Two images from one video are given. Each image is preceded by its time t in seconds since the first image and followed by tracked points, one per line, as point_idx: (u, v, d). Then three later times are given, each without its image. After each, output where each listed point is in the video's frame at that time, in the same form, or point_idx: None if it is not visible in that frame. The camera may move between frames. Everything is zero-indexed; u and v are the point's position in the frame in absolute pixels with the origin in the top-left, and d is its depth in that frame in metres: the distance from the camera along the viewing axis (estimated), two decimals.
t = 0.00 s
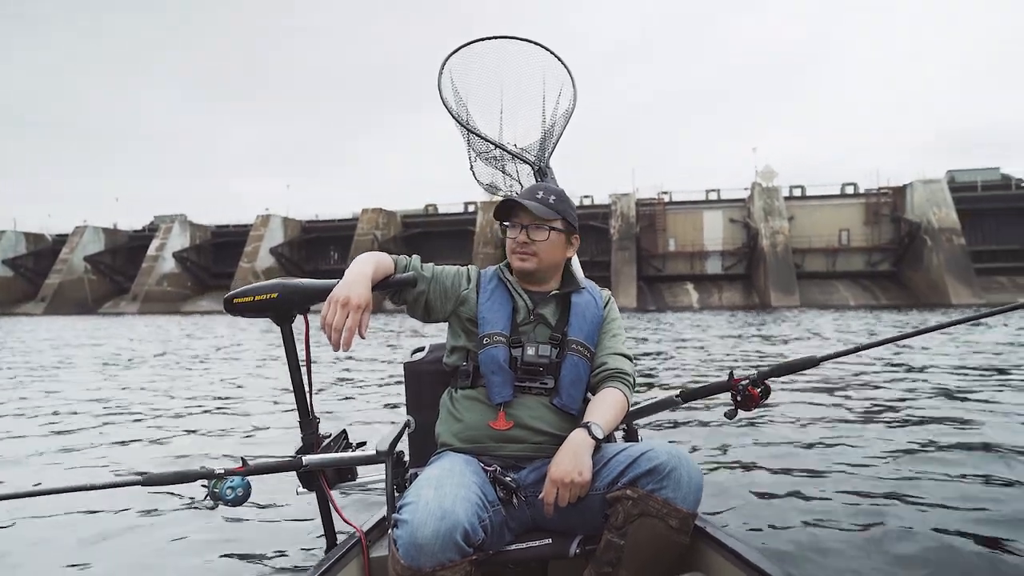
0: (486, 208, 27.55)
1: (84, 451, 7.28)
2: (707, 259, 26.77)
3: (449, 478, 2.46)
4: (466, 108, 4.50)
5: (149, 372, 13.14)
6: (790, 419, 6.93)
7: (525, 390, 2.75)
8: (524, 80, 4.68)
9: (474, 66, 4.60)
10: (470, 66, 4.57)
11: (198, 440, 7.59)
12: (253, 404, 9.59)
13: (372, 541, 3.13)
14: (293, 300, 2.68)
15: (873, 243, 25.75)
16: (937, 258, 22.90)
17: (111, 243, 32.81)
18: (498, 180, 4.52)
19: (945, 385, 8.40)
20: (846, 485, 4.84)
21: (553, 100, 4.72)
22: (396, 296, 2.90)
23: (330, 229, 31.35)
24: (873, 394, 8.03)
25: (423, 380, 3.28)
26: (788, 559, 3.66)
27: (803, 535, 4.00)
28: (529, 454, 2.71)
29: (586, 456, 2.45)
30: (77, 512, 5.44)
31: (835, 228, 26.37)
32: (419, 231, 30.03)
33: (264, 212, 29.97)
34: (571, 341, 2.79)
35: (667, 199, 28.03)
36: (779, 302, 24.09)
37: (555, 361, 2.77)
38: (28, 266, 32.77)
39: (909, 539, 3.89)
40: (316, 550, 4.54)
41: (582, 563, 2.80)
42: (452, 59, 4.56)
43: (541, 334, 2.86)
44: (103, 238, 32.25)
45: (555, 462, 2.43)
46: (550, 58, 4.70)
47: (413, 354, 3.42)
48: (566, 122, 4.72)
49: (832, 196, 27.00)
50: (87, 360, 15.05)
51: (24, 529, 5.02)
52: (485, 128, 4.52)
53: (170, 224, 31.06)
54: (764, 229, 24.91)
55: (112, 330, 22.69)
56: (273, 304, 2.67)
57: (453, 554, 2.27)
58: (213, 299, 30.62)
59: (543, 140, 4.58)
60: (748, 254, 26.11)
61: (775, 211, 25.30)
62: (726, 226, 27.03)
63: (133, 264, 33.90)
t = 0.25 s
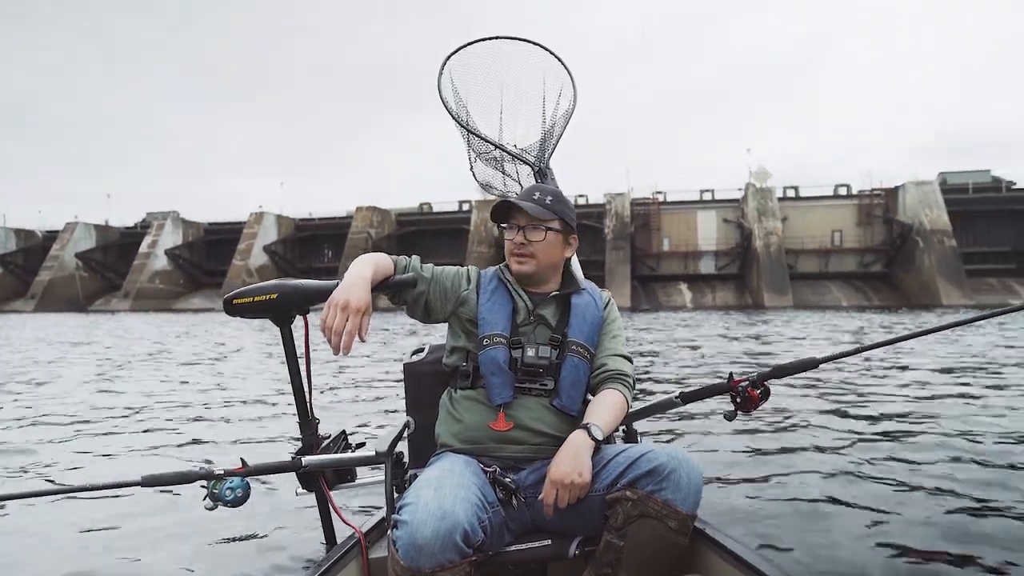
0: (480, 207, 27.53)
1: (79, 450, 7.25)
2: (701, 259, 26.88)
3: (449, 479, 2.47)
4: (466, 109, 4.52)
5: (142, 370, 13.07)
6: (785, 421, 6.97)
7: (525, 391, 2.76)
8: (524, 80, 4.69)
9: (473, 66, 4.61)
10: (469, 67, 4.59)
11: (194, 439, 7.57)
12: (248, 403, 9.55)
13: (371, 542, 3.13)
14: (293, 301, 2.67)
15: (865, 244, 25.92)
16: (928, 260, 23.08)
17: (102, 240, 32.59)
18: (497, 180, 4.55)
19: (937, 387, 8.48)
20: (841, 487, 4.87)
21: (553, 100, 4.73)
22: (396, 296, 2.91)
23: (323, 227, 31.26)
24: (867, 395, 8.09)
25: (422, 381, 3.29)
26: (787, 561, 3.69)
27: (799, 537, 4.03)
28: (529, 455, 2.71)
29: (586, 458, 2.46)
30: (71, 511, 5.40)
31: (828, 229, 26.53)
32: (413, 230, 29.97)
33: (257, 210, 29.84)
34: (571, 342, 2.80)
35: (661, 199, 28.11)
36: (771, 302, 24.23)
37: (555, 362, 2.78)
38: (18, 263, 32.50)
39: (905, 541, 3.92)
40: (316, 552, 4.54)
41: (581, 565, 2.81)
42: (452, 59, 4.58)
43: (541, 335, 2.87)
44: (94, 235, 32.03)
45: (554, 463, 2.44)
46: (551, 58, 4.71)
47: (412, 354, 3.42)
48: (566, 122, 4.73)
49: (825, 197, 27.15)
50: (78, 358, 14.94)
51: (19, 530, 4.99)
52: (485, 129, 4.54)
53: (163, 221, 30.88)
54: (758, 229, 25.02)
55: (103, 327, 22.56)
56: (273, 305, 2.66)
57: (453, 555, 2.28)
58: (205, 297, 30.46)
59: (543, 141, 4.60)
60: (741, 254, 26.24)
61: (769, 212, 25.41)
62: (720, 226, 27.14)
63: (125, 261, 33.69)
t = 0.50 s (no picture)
0: (475, 205, 27.48)
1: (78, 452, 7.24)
2: (696, 253, 26.94)
3: (449, 479, 2.47)
4: (468, 110, 4.52)
5: (138, 373, 13.02)
6: (783, 420, 7.00)
7: (525, 390, 2.75)
8: (526, 81, 4.69)
9: (476, 67, 4.60)
10: (472, 68, 4.59)
11: (192, 440, 7.55)
12: (246, 404, 9.53)
13: (371, 542, 3.13)
14: (293, 301, 2.67)
15: (859, 236, 26.00)
16: (922, 251, 23.17)
17: (95, 243, 32.44)
18: (498, 181, 4.55)
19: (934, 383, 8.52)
20: (838, 485, 4.91)
21: (555, 102, 4.73)
22: (397, 296, 2.91)
23: (318, 227, 31.17)
24: (865, 393, 8.12)
25: (422, 380, 3.28)
26: (790, 561, 3.70)
27: (797, 536, 4.05)
28: (529, 455, 2.71)
29: (586, 457, 2.46)
30: (70, 514, 5.38)
31: (822, 221, 26.60)
32: (408, 228, 29.91)
33: (251, 210, 29.72)
34: (571, 341, 2.80)
35: (656, 194, 28.12)
36: (767, 295, 24.28)
37: (556, 361, 2.78)
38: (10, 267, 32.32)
39: (904, 539, 3.93)
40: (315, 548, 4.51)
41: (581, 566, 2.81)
42: (454, 60, 4.57)
43: (542, 334, 2.87)
44: (87, 238, 31.87)
45: (554, 463, 2.44)
46: (553, 59, 4.71)
47: (412, 354, 3.42)
48: (568, 124, 4.73)
49: (819, 190, 27.20)
50: (74, 362, 14.87)
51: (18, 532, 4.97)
52: (486, 129, 4.55)
53: (156, 222, 30.75)
54: (752, 223, 25.06)
55: (97, 331, 22.46)
56: (273, 304, 2.65)
57: (453, 555, 2.28)
58: (200, 299, 30.35)
59: (544, 143, 4.60)
60: (736, 248, 26.30)
61: (763, 205, 25.46)
62: (715, 220, 27.18)
63: (118, 264, 33.54)
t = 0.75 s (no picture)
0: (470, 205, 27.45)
1: (75, 455, 7.22)
2: (691, 250, 27.01)
3: (448, 477, 2.47)
4: (469, 108, 4.53)
5: (134, 377, 12.98)
6: (781, 418, 7.02)
7: (525, 388, 2.76)
8: (527, 80, 4.69)
9: (478, 66, 4.61)
10: (474, 67, 4.59)
11: (191, 442, 7.54)
12: (243, 406, 9.51)
13: (370, 539, 3.12)
14: (294, 295, 2.67)
15: (854, 232, 26.10)
16: (916, 246, 23.28)
17: (89, 247, 32.31)
18: (499, 180, 4.54)
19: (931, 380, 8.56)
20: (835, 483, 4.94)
21: (556, 102, 4.73)
22: (398, 293, 2.91)
23: (313, 229, 31.12)
24: (862, 391, 8.16)
25: (422, 378, 3.29)
26: (790, 561, 3.70)
27: (797, 533, 4.07)
28: (528, 452, 2.71)
29: (585, 455, 2.47)
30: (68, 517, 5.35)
31: (816, 217, 26.68)
32: (403, 229, 29.87)
33: (246, 213, 29.65)
34: (571, 339, 2.80)
35: (651, 192, 28.17)
36: (763, 291, 24.35)
37: (556, 359, 2.79)
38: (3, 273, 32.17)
39: (902, 536, 3.95)
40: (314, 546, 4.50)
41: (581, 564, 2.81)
42: (456, 59, 4.57)
43: (541, 332, 2.88)
44: (81, 242, 31.75)
45: (554, 461, 2.45)
46: (555, 59, 4.71)
47: (412, 352, 3.42)
48: (569, 124, 4.73)
49: (813, 185, 27.28)
50: (69, 367, 14.80)
51: (16, 535, 4.95)
52: (488, 129, 4.55)
53: (150, 226, 30.66)
54: (747, 219, 25.14)
55: (92, 335, 22.38)
56: (273, 301, 2.65)
57: (452, 553, 2.28)
58: (195, 302, 30.24)
59: (545, 142, 4.60)
60: (731, 244, 26.38)
61: (758, 202, 25.54)
62: (710, 217, 27.26)
63: (113, 268, 33.41)
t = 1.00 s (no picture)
0: (466, 208, 27.44)
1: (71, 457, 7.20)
2: (687, 255, 27.04)
3: (448, 476, 2.48)
4: (468, 106, 4.54)
5: (129, 379, 12.94)
6: (778, 419, 7.05)
7: (525, 388, 2.77)
8: (527, 79, 4.71)
9: (478, 64, 4.64)
10: (473, 65, 4.62)
11: (187, 443, 7.52)
12: (240, 408, 9.49)
13: (369, 539, 3.13)
14: (294, 295, 2.68)
15: (848, 237, 26.21)
16: (910, 252, 23.39)
17: (83, 249, 32.18)
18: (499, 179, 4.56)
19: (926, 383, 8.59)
20: (831, 484, 4.95)
21: (556, 100, 4.75)
22: (398, 293, 2.92)
23: (308, 232, 31.08)
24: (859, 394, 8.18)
25: (422, 378, 3.30)
26: (788, 561, 3.72)
27: (793, 534, 4.09)
28: (528, 452, 2.72)
29: (584, 455, 2.48)
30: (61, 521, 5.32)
31: (811, 223, 26.78)
32: (399, 232, 29.84)
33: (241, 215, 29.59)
34: (571, 339, 2.82)
35: (647, 196, 28.24)
36: (758, 296, 24.42)
37: (555, 359, 2.80)
38: None
39: (898, 539, 3.97)
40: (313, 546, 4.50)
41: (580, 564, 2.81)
42: (455, 57, 4.60)
43: (541, 332, 2.89)
44: (75, 244, 31.61)
45: (554, 461, 2.46)
46: (554, 58, 4.74)
47: (411, 351, 3.42)
48: (569, 122, 4.75)
49: (808, 191, 27.38)
50: (63, 369, 14.74)
51: (11, 536, 4.93)
52: (487, 127, 4.57)
53: (145, 228, 30.54)
54: (742, 225, 25.22)
55: (86, 337, 22.30)
56: (273, 301, 2.66)
57: (451, 553, 2.28)
58: (190, 304, 30.14)
59: (545, 141, 4.62)
60: (727, 250, 26.46)
61: (753, 207, 25.63)
62: (705, 223, 27.33)
63: (107, 270, 33.29)
